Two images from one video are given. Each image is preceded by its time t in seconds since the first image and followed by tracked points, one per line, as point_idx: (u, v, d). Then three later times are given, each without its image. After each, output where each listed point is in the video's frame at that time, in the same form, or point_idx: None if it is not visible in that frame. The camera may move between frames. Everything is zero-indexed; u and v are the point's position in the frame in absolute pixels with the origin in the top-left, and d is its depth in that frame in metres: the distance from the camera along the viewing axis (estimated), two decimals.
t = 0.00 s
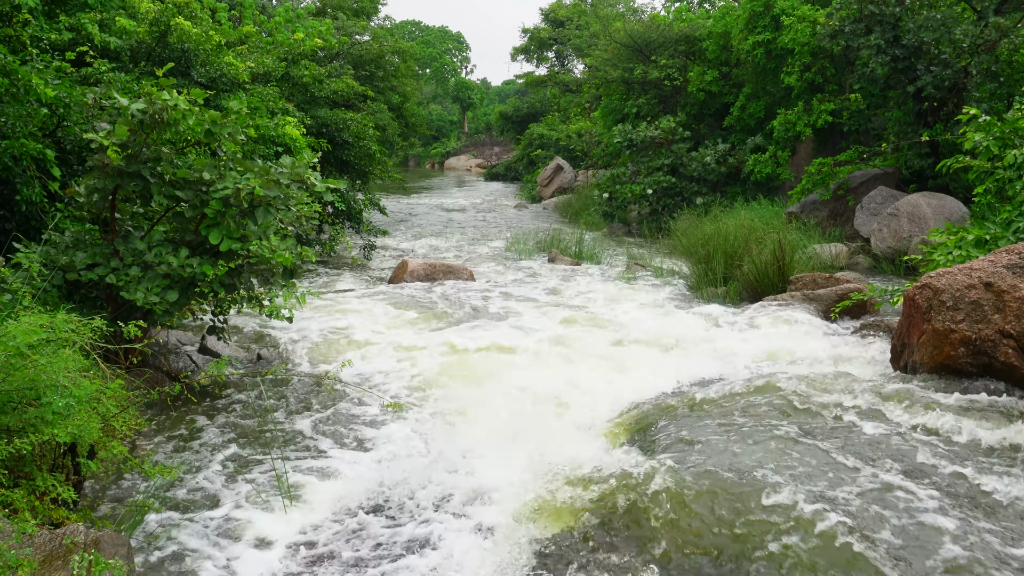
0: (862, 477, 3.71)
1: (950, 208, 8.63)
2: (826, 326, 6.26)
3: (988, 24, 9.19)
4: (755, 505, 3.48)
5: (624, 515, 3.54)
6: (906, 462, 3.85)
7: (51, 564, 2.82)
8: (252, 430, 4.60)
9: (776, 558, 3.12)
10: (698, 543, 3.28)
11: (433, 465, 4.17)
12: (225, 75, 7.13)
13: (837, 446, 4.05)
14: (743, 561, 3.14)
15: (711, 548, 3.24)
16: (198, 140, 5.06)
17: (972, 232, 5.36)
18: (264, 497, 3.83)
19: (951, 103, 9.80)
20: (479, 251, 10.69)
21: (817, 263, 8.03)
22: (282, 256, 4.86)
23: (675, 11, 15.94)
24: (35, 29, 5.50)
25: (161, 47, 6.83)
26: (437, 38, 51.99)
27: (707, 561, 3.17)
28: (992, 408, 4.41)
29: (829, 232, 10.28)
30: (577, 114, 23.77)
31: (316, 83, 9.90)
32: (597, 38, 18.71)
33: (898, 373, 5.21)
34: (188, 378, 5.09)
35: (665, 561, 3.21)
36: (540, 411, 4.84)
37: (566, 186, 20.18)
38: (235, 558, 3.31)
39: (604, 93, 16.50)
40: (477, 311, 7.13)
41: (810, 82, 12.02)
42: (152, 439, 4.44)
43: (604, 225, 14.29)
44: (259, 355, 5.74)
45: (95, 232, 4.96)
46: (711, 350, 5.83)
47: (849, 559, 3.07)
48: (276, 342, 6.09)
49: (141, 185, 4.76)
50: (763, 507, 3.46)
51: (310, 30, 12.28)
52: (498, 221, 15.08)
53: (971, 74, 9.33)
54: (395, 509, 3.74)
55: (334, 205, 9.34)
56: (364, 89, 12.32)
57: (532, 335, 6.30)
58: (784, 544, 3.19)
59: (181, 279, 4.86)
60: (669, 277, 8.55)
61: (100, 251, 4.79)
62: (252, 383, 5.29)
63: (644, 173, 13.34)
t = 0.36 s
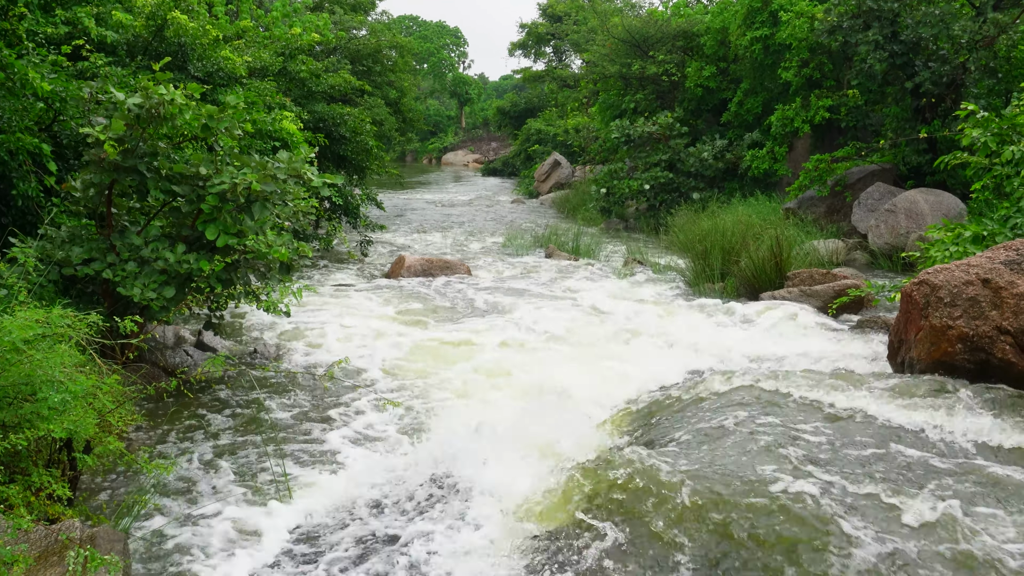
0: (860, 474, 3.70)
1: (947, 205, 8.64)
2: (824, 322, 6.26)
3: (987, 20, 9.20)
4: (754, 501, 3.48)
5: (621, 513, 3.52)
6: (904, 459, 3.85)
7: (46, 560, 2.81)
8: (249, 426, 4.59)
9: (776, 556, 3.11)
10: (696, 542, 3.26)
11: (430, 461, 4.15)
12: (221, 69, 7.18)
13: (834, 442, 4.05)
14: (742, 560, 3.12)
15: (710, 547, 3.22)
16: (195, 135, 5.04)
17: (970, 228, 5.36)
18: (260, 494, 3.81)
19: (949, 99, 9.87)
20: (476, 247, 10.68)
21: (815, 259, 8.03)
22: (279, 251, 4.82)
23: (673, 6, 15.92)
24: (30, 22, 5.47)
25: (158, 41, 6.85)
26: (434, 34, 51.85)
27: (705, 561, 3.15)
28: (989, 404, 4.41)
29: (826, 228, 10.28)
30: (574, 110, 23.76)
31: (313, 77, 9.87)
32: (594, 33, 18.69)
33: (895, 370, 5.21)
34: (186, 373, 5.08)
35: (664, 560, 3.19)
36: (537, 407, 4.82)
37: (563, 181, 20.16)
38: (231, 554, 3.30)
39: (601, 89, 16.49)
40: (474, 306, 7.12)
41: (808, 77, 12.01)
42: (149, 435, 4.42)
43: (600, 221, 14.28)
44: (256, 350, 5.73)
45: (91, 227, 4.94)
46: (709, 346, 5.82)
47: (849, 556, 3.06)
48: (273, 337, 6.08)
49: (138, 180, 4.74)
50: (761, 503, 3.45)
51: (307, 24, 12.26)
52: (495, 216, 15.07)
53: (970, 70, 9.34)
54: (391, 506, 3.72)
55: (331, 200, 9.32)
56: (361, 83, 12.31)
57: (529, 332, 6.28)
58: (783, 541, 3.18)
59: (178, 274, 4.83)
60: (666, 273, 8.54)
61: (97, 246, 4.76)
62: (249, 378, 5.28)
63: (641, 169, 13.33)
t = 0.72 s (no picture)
0: (854, 470, 3.71)
1: (941, 203, 8.66)
2: (818, 320, 6.28)
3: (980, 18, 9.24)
4: (748, 499, 3.48)
5: (616, 511, 3.52)
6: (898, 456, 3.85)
7: (41, 557, 2.80)
8: (245, 424, 4.59)
9: (771, 552, 3.12)
10: (691, 539, 3.26)
11: (423, 457, 4.16)
12: (217, 66, 7.21)
13: (828, 439, 4.06)
14: (736, 557, 3.12)
15: (704, 543, 3.23)
16: (190, 132, 5.04)
17: (963, 226, 5.39)
18: (255, 491, 3.81)
19: (942, 98, 9.91)
20: (470, 244, 10.69)
21: (809, 257, 8.06)
22: (273, 250, 4.72)
23: (668, 4, 15.94)
24: (24, 19, 5.48)
25: (153, 38, 6.84)
26: (429, 31, 51.83)
27: (701, 558, 3.15)
28: (981, 402, 4.43)
29: (821, 226, 10.30)
30: (568, 107, 23.79)
31: (308, 74, 9.87)
32: (589, 31, 18.72)
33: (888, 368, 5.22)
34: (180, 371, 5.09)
35: (659, 558, 3.18)
36: (530, 404, 4.83)
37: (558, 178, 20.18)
38: (225, 552, 3.30)
39: (596, 87, 16.52)
40: (469, 303, 7.13)
41: (802, 75, 12.03)
42: (144, 432, 4.42)
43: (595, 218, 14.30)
44: (250, 347, 5.73)
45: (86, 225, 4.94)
46: (703, 344, 5.83)
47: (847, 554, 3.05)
48: (268, 334, 6.09)
49: (133, 177, 4.74)
50: (756, 501, 3.46)
51: (302, 21, 12.27)
52: (489, 214, 15.10)
53: (963, 69, 9.38)
54: (385, 503, 3.72)
55: (326, 197, 9.33)
56: (356, 81, 12.33)
57: (524, 329, 6.29)
58: (780, 540, 3.18)
59: (173, 272, 4.83)
60: (660, 270, 8.56)
61: (91, 244, 4.76)
62: (244, 376, 5.28)
63: (636, 166, 13.35)
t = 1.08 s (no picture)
0: (850, 471, 3.70)
1: (935, 204, 8.68)
2: (813, 321, 6.27)
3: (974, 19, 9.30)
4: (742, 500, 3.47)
5: (611, 512, 3.50)
6: (893, 458, 3.84)
7: (34, 557, 2.78)
8: (239, 424, 4.57)
9: (766, 552, 3.11)
10: (686, 539, 3.25)
11: (417, 457, 4.15)
12: (210, 65, 7.21)
13: (823, 439, 4.06)
14: (733, 557, 3.11)
15: (700, 544, 3.21)
16: (183, 131, 5.01)
17: (958, 227, 5.40)
18: (249, 491, 3.79)
19: (936, 98, 9.93)
20: (463, 244, 10.69)
21: (803, 257, 8.06)
22: (268, 249, 4.78)
23: (663, 4, 15.97)
24: (16, 17, 5.46)
25: (147, 36, 6.81)
26: (425, 30, 51.76)
27: (696, 559, 3.14)
28: (975, 403, 4.43)
29: (815, 226, 10.31)
30: (563, 107, 23.80)
31: (302, 73, 9.85)
32: (584, 30, 18.75)
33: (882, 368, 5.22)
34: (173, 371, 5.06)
35: (655, 559, 3.16)
36: (524, 404, 4.82)
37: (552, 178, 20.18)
38: (220, 552, 3.28)
39: (590, 86, 16.53)
40: (463, 303, 7.12)
41: (796, 76, 12.05)
42: (137, 432, 4.39)
43: (590, 218, 14.30)
44: (243, 347, 5.71)
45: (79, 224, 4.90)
46: (698, 345, 5.82)
47: (843, 555, 3.05)
48: (261, 334, 6.07)
49: (126, 176, 4.71)
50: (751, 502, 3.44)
51: (296, 20, 12.25)
52: (483, 214, 15.09)
53: (957, 70, 9.42)
54: (379, 503, 3.71)
55: (319, 197, 9.32)
56: (349, 79, 12.31)
57: (518, 329, 6.28)
58: (775, 541, 3.17)
59: (166, 271, 4.79)
60: (655, 270, 8.56)
61: (84, 242, 4.73)
62: (237, 376, 5.25)
63: (631, 166, 13.34)
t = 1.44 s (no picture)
0: (848, 472, 3.69)
1: (929, 204, 8.69)
2: (808, 321, 6.29)
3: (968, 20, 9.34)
4: (737, 501, 3.47)
5: (608, 513, 3.50)
6: (889, 459, 3.84)
7: (29, 559, 2.77)
8: (235, 425, 4.56)
9: (762, 552, 3.11)
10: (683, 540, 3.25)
11: (412, 457, 4.16)
12: (205, 66, 7.23)
13: (819, 440, 4.06)
14: (729, 557, 3.11)
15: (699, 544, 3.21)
16: (179, 132, 4.99)
17: (952, 227, 5.41)
18: (245, 492, 3.79)
19: (931, 99, 9.96)
20: (459, 245, 10.68)
21: (799, 257, 8.08)
22: (263, 251, 4.71)
23: (658, 5, 15.99)
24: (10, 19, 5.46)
25: (142, 37, 6.80)
26: (420, 31, 51.74)
27: (693, 558, 3.14)
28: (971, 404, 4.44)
29: (810, 227, 10.32)
30: (558, 108, 23.82)
31: (297, 75, 9.85)
32: (580, 31, 18.76)
33: (877, 368, 5.23)
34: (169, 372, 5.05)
35: (651, 560, 3.16)
36: (519, 404, 4.83)
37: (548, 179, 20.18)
38: (215, 553, 3.29)
39: (586, 87, 16.54)
40: (458, 304, 7.12)
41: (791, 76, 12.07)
42: (132, 434, 4.38)
43: (585, 219, 14.29)
44: (239, 349, 5.70)
45: (73, 225, 4.89)
46: (692, 345, 5.83)
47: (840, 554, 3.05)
48: (257, 335, 6.06)
49: (121, 177, 4.70)
50: (747, 502, 3.45)
51: (292, 21, 12.25)
52: (479, 214, 15.09)
53: (951, 70, 9.45)
54: (374, 503, 3.71)
55: (315, 198, 9.31)
56: (345, 80, 12.30)
57: (513, 330, 6.28)
58: (771, 541, 3.17)
59: (161, 272, 4.78)
60: (650, 271, 8.57)
61: (79, 244, 4.72)
62: (232, 378, 5.25)
63: (626, 166, 13.35)
